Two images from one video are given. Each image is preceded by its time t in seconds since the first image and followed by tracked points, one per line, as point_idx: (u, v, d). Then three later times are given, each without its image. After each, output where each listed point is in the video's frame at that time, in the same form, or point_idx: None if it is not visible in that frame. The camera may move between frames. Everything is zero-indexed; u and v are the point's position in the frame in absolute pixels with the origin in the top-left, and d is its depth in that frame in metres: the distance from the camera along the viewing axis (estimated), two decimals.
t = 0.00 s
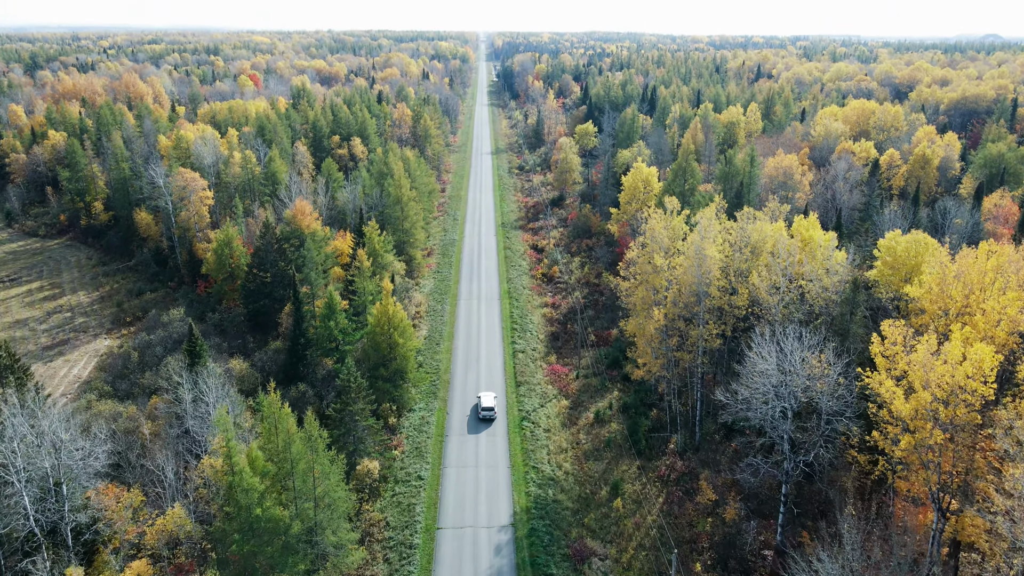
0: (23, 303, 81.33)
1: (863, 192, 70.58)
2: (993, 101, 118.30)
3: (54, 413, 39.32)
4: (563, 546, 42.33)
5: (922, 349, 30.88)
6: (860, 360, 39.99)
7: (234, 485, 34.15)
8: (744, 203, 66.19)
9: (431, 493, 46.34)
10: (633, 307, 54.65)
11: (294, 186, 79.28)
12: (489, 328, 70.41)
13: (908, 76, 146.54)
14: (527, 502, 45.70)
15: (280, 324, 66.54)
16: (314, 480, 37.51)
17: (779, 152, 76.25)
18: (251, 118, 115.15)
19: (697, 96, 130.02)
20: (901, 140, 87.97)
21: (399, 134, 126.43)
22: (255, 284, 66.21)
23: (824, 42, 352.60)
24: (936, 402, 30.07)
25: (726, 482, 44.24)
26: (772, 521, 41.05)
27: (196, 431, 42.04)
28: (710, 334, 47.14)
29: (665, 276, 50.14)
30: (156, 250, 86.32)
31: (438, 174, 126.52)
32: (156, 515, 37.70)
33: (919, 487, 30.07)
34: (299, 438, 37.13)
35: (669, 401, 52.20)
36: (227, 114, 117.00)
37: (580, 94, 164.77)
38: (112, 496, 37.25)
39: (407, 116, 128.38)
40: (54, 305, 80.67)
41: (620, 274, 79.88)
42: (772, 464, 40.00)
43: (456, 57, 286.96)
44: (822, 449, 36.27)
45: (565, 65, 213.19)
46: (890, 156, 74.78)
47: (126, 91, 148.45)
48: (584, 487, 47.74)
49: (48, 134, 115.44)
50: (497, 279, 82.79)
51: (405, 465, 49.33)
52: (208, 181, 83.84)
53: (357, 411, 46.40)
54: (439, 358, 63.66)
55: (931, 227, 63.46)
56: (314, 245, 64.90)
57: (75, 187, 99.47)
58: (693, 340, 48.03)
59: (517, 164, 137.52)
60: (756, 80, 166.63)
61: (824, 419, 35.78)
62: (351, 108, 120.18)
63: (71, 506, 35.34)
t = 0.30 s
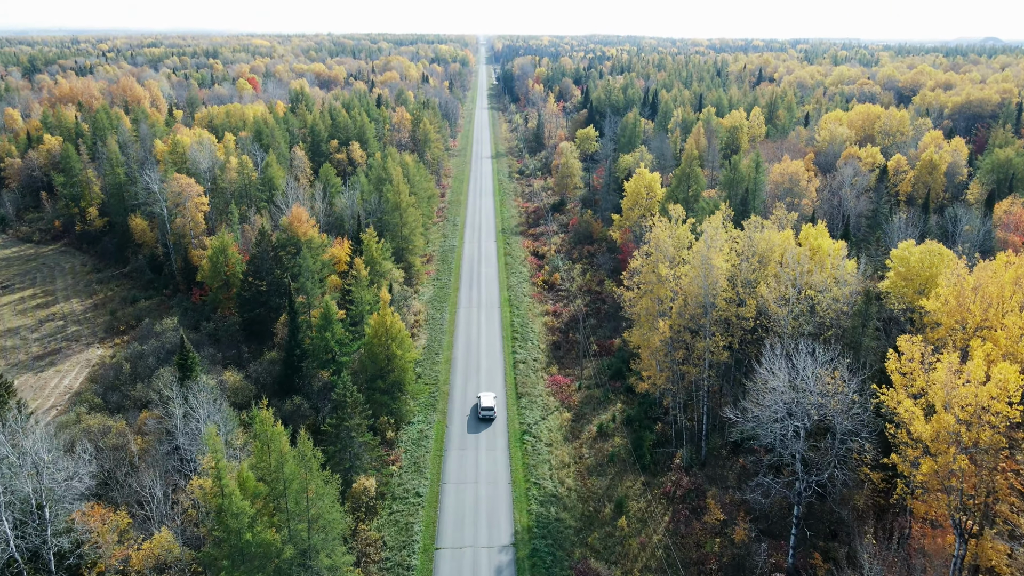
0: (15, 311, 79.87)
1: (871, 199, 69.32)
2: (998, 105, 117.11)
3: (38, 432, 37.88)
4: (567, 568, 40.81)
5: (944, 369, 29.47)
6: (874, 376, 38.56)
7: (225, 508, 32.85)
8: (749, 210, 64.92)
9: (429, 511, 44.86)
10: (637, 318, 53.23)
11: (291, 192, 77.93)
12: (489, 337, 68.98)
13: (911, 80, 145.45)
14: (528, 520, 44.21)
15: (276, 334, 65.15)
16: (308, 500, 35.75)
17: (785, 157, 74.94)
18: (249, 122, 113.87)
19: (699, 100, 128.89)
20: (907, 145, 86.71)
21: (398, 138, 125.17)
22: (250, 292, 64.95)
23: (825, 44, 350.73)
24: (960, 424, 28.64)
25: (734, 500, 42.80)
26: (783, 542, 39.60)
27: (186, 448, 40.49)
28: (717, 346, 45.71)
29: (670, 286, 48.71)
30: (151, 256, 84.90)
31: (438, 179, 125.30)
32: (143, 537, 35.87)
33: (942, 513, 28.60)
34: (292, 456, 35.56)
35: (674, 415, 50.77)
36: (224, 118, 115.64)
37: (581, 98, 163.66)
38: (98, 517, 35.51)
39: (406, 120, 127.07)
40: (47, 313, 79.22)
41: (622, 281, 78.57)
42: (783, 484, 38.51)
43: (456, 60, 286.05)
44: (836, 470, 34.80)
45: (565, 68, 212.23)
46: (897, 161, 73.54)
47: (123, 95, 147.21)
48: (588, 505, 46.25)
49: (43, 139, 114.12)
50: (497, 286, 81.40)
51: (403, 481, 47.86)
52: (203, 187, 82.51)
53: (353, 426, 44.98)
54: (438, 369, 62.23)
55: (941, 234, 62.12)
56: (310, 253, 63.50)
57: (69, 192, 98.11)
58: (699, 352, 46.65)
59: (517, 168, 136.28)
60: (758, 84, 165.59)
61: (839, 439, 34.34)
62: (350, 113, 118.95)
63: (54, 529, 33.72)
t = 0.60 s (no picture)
0: (7, 319, 78.44)
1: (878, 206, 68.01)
2: (1003, 109, 115.80)
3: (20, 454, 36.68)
4: None
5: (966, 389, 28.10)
6: (891, 393, 37.07)
7: (213, 535, 31.52)
8: (754, 218, 63.68)
9: (427, 530, 43.32)
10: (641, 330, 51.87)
11: (287, 198, 76.58)
12: (489, 346, 67.55)
13: (914, 84, 144.26)
14: (530, 540, 42.69)
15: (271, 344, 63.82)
16: (300, 524, 34.49)
17: (790, 163, 73.64)
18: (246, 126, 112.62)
19: (701, 104, 127.72)
20: (914, 151, 85.40)
21: (397, 143, 123.97)
22: (245, 301, 63.62)
23: (825, 47, 349.85)
24: (985, 448, 27.21)
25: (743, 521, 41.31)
26: (795, 565, 38.09)
27: (175, 468, 39.15)
28: (724, 360, 44.37)
29: (676, 297, 47.32)
30: (146, 263, 83.57)
31: (438, 184, 124.08)
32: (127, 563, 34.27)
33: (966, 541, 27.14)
34: (284, 477, 34.17)
35: (679, 429, 49.43)
36: (221, 122, 114.34)
37: (582, 102, 162.60)
38: (83, 541, 34.03)
39: (405, 124, 125.77)
40: (39, 322, 77.79)
41: (624, 289, 77.27)
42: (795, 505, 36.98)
43: (456, 64, 284.90)
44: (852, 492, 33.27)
45: (566, 71, 211.20)
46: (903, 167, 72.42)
47: (120, 99, 145.98)
48: (591, 523, 44.77)
49: (38, 143, 112.72)
50: (497, 293, 79.98)
51: (400, 498, 46.38)
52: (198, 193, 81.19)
53: (348, 443, 43.84)
54: (437, 380, 60.79)
55: (951, 243, 60.77)
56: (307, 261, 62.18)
57: (64, 198, 96.76)
58: (706, 366, 45.31)
59: (517, 172, 135.05)
60: (760, 88, 164.52)
61: (855, 460, 32.82)
62: (349, 117, 117.70)
63: (34, 555, 32.26)
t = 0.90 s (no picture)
0: None
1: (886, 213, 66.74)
2: (1008, 113, 114.53)
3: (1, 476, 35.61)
4: None
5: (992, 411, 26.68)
6: (907, 411, 35.66)
7: (199, 563, 29.56)
8: (760, 226, 62.38)
9: (425, 550, 41.85)
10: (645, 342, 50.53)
11: (284, 204, 75.29)
12: (489, 356, 66.11)
13: (918, 88, 143.19)
14: (532, 561, 41.19)
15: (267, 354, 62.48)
16: (291, 548, 33.13)
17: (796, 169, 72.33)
18: (244, 130, 111.41)
19: (703, 108, 126.57)
20: (921, 156, 84.14)
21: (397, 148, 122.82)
22: (240, 310, 62.32)
23: (825, 51, 349.09)
24: (1014, 474, 25.78)
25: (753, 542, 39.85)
26: None
27: (162, 485, 37.86)
28: (731, 374, 42.99)
29: (682, 309, 45.97)
30: (140, 270, 82.23)
31: (437, 188, 122.80)
32: None
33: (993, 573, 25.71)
34: (276, 499, 32.82)
35: (684, 444, 48.07)
36: (218, 126, 113.10)
37: (582, 105, 161.50)
38: (65, 564, 32.68)
39: (405, 128, 124.52)
40: (31, 330, 76.38)
41: (627, 297, 75.95)
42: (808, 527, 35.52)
43: (456, 67, 284.00)
44: (870, 516, 31.82)
45: (566, 75, 210.19)
46: (910, 172, 71.19)
47: (117, 103, 144.84)
48: (594, 543, 43.30)
49: (33, 148, 111.47)
50: (498, 301, 78.58)
51: (398, 516, 44.92)
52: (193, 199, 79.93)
53: (344, 460, 42.55)
54: (436, 392, 59.36)
55: (962, 251, 59.45)
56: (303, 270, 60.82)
57: (59, 204, 95.45)
58: (713, 380, 43.93)
59: (518, 177, 133.84)
60: (762, 92, 163.46)
61: (872, 482, 31.39)
62: (348, 121, 116.49)
63: None
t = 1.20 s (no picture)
0: None
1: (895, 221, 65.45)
2: (1014, 117, 113.22)
3: None
4: None
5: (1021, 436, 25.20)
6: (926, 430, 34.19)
7: None
8: (766, 233, 61.01)
9: (422, 572, 40.33)
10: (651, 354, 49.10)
11: (280, 211, 73.92)
12: (490, 366, 64.66)
13: (921, 92, 142.06)
14: None
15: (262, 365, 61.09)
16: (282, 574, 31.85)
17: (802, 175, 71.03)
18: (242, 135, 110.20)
19: (705, 112, 125.36)
20: (928, 162, 82.91)
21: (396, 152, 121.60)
22: (235, 320, 60.98)
23: (825, 54, 348.04)
24: None
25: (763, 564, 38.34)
26: None
27: (149, 506, 36.60)
28: (740, 389, 41.58)
29: (689, 321, 44.54)
30: (135, 277, 80.81)
31: (436, 193, 121.48)
32: None
33: None
34: (268, 524, 31.64)
35: (689, 460, 46.68)
36: (216, 130, 111.83)
37: (583, 109, 160.37)
38: None
39: (404, 132, 123.23)
40: (22, 339, 74.92)
41: (630, 305, 74.62)
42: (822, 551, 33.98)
43: (457, 71, 282.98)
44: (890, 542, 30.30)
45: (567, 78, 209.17)
46: (918, 178, 69.93)
47: (114, 107, 143.61)
48: (598, 563, 41.78)
49: (28, 152, 110.11)
50: (498, 309, 77.18)
51: (395, 536, 43.40)
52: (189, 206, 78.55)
53: (339, 479, 41.08)
54: (435, 403, 57.90)
55: (973, 260, 58.11)
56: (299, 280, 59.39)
57: (53, 209, 94.08)
58: (720, 395, 42.49)
59: (518, 182, 132.60)
60: (764, 96, 162.34)
61: (892, 507, 29.88)
62: (346, 125, 115.23)
63: None
